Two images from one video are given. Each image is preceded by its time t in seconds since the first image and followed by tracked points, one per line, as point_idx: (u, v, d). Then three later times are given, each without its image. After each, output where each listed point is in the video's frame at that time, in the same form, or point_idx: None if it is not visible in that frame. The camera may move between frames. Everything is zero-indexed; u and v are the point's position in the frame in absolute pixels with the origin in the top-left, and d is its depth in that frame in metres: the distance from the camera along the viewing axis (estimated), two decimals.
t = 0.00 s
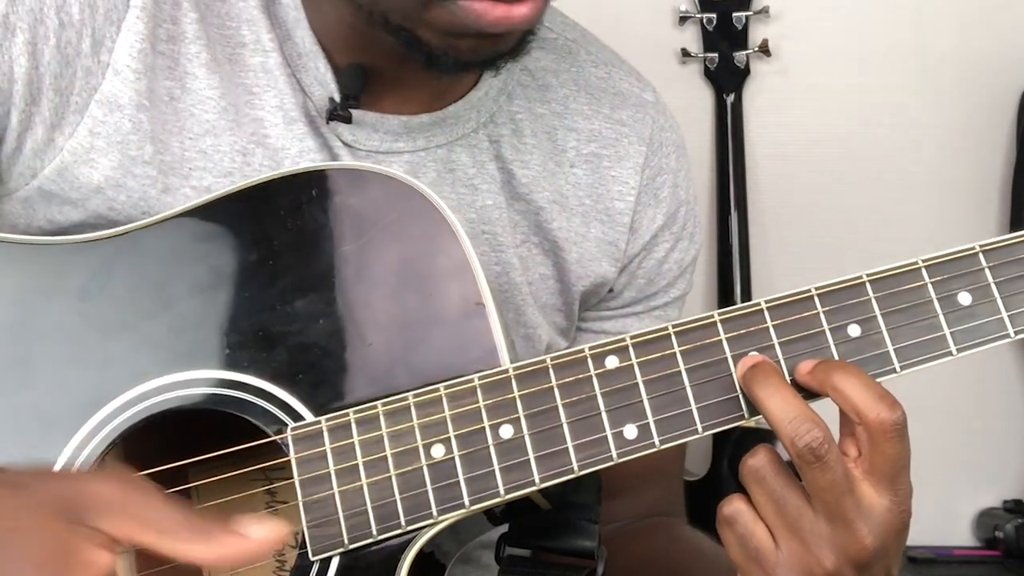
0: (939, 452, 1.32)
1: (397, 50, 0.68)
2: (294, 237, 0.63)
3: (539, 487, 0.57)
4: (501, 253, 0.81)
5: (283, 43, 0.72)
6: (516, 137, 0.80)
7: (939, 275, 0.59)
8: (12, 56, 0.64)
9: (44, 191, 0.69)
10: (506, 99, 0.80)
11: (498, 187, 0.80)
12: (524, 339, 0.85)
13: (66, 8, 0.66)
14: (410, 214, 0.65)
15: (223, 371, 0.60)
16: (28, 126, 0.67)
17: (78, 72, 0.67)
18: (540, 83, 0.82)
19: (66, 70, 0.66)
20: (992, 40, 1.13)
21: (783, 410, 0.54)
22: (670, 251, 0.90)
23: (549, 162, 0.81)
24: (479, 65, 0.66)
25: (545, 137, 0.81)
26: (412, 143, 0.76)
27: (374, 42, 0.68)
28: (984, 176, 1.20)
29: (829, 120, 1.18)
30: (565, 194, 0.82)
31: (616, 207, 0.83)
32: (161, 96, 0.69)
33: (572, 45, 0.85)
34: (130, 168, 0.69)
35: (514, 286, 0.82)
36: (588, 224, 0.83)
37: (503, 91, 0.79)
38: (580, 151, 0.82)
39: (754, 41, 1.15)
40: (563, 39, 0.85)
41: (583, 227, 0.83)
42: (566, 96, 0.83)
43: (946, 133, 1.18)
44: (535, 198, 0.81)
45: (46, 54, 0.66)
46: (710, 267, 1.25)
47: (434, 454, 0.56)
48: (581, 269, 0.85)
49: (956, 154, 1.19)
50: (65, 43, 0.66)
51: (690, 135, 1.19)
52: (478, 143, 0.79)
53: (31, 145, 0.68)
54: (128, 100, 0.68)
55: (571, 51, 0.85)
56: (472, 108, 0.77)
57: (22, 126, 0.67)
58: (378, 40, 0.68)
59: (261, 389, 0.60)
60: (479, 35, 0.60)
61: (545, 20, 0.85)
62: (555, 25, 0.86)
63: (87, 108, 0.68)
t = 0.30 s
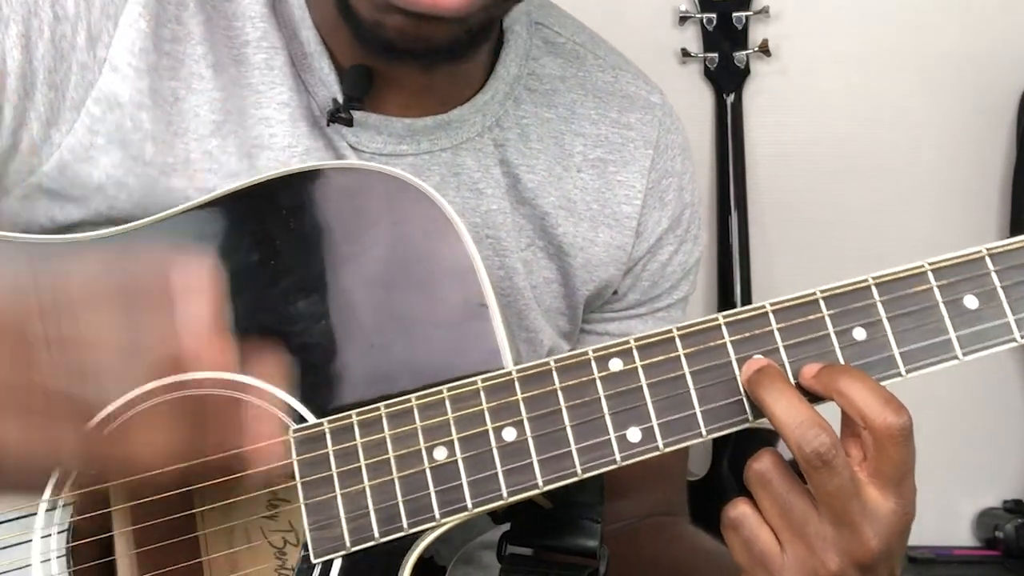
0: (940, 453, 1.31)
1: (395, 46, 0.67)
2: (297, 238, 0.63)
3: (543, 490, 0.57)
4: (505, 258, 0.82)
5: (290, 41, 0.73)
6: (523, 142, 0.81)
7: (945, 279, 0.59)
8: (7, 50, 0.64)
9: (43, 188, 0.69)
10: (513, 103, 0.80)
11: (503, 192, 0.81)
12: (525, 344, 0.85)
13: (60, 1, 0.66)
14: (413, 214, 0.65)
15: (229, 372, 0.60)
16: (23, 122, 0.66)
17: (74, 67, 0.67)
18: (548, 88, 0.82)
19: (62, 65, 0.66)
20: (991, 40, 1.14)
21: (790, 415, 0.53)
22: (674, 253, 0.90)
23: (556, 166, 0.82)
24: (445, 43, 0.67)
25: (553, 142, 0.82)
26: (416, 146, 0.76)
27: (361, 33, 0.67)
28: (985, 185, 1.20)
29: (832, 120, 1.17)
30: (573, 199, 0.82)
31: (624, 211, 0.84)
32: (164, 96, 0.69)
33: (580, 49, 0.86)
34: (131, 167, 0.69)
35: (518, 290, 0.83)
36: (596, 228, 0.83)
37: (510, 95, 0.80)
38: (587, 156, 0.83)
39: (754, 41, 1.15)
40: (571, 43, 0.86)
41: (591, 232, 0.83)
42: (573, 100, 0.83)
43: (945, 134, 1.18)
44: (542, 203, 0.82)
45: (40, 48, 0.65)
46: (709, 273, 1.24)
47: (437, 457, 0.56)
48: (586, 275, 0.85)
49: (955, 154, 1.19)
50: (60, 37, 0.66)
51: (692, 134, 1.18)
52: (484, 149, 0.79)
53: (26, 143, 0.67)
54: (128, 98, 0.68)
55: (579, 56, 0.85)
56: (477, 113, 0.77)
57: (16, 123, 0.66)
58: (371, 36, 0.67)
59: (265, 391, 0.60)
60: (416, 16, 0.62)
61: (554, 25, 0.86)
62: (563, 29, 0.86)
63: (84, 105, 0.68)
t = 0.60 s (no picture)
0: (942, 453, 1.31)
1: (404, 48, 0.66)
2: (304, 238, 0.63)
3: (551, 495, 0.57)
4: (510, 259, 0.82)
5: (299, 41, 0.72)
6: (530, 142, 0.80)
7: (955, 287, 0.59)
8: (14, 44, 0.64)
9: (51, 181, 0.68)
10: (522, 104, 0.80)
11: (509, 193, 0.80)
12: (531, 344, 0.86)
13: None
14: (420, 215, 0.65)
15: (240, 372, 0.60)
16: (32, 118, 0.67)
17: (82, 63, 0.67)
18: (555, 90, 0.82)
19: (70, 61, 0.67)
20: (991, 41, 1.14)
21: (800, 423, 0.53)
22: (679, 255, 0.90)
23: (563, 168, 0.81)
24: (446, 48, 0.65)
25: (560, 143, 0.81)
26: (422, 146, 0.76)
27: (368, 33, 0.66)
28: (986, 190, 1.21)
29: (835, 121, 1.17)
30: (580, 201, 0.82)
31: (630, 213, 0.84)
32: (171, 92, 0.69)
33: (588, 51, 0.86)
34: (137, 162, 0.69)
35: (522, 291, 0.83)
36: (602, 230, 0.83)
37: (519, 96, 0.79)
38: (594, 158, 0.82)
39: (754, 41, 1.15)
40: (581, 45, 0.86)
41: (598, 234, 0.83)
42: (580, 102, 0.83)
43: (948, 135, 1.18)
44: (546, 204, 0.81)
45: (49, 43, 0.66)
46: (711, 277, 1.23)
47: (445, 461, 0.56)
48: (591, 278, 0.85)
49: (955, 153, 1.19)
50: (69, 33, 0.66)
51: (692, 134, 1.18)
52: (491, 150, 0.79)
53: (35, 138, 0.68)
54: (134, 92, 0.67)
55: (586, 58, 0.85)
56: (483, 113, 0.77)
57: (25, 118, 0.67)
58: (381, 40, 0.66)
59: (275, 394, 0.60)
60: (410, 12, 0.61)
61: (563, 26, 0.86)
62: (570, 30, 0.86)
63: (92, 100, 0.68)
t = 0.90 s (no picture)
0: (943, 452, 1.31)
1: (408, 52, 0.67)
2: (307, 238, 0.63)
3: (550, 493, 0.57)
4: (511, 257, 0.82)
5: (304, 38, 0.72)
6: (531, 142, 0.80)
7: (953, 287, 0.59)
8: (31, 53, 0.64)
9: (58, 187, 0.69)
10: (522, 105, 0.80)
11: (510, 192, 0.81)
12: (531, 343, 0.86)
13: (86, 6, 0.65)
14: (424, 216, 0.66)
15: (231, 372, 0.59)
16: (45, 124, 0.68)
17: (97, 70, 0.67)
18: (555, 90, 0.82)
19: (85, 69, 0.66)
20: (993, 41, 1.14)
21: (797, 421, 0.53)
22: (679, 255, 0.91)
23: (563, 167, 0.82)
24: (448, 51, 0.66)
25: (562, 143, 0.82)
26: (425, 145, 0.76)
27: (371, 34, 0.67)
28: (985, 191, 1.21)
29: (835, 121, 1.17)
30: (581, 200, 0.82)
31: (630, 213, 0.84)
32: (177, 97, 0.69)
33: (588, 52, 0.86)
34: (143, 169, 0.69)
35: (522, 290, 0.83)
36: (603, 229, 0.83)
37: (520, 96, 0.80)
38: (594, 158, 0.83)
39: (754, 41, 1.15)
40: (582, 46, 0.86)
41: (599, 233, 0.83)
42: (582, 103, 0.83)
43: (947, 134, 1.18)
44: (548, 204, 0.81)
45: (66, 53, 0.65)
46: (711, 277, 1.24)
47: (445, 459, 0.56)
48: (593, 277, 0.86)
49: (954, 154, 1.19)
50: (85, 41, 0.66)
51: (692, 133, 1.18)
52: (493, 149, 0.79)
53: (47, 144, 0.68)
54: (144, 100, 0.68)
55: (587, 59, 0.85)
56: (487, 112, 0.78)
57: (40, 124, 0.67)
58: (383, 41, 0.67)
59: (271, 390, 0.60)
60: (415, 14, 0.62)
61: (565, 26, 0.86)
62: (572, 31, 0.86)
63: (104, 107, 0.68)
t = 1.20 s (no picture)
0: (945, 454, 1.31)
1: (423, 53, 0.67)
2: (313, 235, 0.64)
3: (551, 493, 0.57)
4: (517, 259, 0.82)
5: (314, 38, 0.74)
6: (538, 144, 0.81)
7: (957, 292, 0.59)
8: (35, 43, 0.65)
9: (67, 180, 0.70)
10: (530, 106, 0.81)
11: (516, 193, 0.81)
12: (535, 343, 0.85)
13: None
14: (430, 216, 0.66)
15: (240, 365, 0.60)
16: (50, 116, 0.67)
17: (101, 62, 0.67)
18: (564, 93, 0.83)
19: (89, 60, 0.67)
20: (989, 41, 1.16)
21: (800, 424, 0.53)
22: (684, 258, 0.91)
23: (571, 169, 0.82)
24: (461, 51, 0.67)
25: (569, 145, 0.82)
26: (432, 145, 0.77)
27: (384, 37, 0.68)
28: (987, 189, 1.22)
29: (837, 123, 1.18)
30: (587, 201, 0.83)
31: (637, 215, 0.84)
32: (186, 92, 0.70)
33: (598, 54, 0.86)
34: (153, 162, 0.69)
35: (527, 289, 0.83)
36: (610, 231, 0.84)
37: (528, 97, 0.80)
38: (601, 160, 0.83)
39: (754, 41, 1.16)
40: (590, 49, 0.86)
41: (605, 235, 0.84)
42: (590, 105, 0.83)
43: (945, 136, 1.19)
44: (554, 205, 0.82)
45: (69, 43, 0.66)
46: (711, 278, 1.24)
47: (447, 457, 0.56)
48: (598, 278, 0.86)
49: (954, 152, 1.20)
50: (88, 32, 0.67)
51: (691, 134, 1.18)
52: (498, 149, 0.80)
53: (53, 136, 0.68)
54: (152, 93, 0.68)
55: (596, 61, 0.86)
56: (494, 113, 0.78)
57: (44, 116, 0.67)
58: (395, 44, 0.68)
59: (279, 387, 0.60)
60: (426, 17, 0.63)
61: (574, 30, 0.86)
62: (581, 34, 0.86)
63: (111, 99, 0.68)
